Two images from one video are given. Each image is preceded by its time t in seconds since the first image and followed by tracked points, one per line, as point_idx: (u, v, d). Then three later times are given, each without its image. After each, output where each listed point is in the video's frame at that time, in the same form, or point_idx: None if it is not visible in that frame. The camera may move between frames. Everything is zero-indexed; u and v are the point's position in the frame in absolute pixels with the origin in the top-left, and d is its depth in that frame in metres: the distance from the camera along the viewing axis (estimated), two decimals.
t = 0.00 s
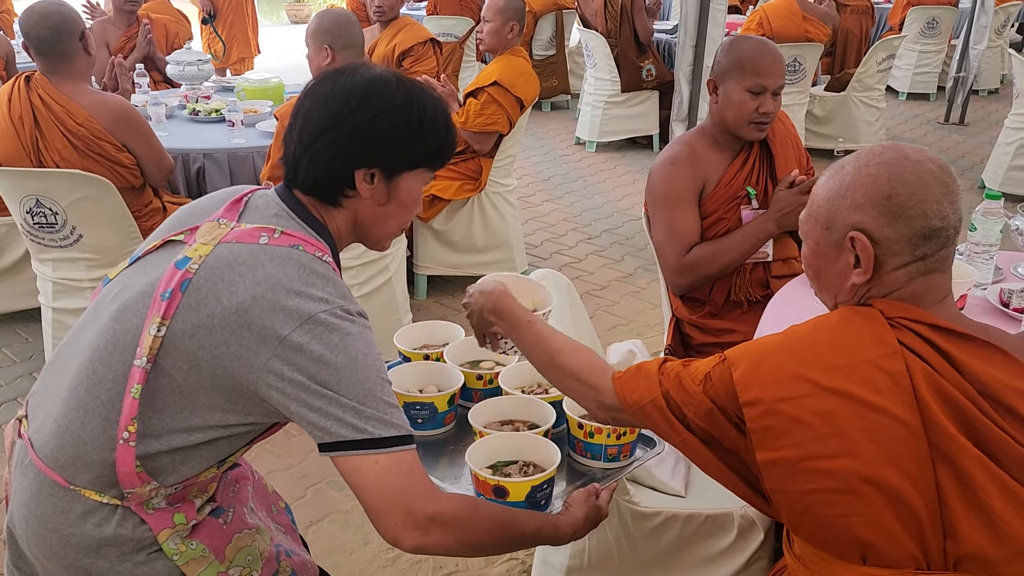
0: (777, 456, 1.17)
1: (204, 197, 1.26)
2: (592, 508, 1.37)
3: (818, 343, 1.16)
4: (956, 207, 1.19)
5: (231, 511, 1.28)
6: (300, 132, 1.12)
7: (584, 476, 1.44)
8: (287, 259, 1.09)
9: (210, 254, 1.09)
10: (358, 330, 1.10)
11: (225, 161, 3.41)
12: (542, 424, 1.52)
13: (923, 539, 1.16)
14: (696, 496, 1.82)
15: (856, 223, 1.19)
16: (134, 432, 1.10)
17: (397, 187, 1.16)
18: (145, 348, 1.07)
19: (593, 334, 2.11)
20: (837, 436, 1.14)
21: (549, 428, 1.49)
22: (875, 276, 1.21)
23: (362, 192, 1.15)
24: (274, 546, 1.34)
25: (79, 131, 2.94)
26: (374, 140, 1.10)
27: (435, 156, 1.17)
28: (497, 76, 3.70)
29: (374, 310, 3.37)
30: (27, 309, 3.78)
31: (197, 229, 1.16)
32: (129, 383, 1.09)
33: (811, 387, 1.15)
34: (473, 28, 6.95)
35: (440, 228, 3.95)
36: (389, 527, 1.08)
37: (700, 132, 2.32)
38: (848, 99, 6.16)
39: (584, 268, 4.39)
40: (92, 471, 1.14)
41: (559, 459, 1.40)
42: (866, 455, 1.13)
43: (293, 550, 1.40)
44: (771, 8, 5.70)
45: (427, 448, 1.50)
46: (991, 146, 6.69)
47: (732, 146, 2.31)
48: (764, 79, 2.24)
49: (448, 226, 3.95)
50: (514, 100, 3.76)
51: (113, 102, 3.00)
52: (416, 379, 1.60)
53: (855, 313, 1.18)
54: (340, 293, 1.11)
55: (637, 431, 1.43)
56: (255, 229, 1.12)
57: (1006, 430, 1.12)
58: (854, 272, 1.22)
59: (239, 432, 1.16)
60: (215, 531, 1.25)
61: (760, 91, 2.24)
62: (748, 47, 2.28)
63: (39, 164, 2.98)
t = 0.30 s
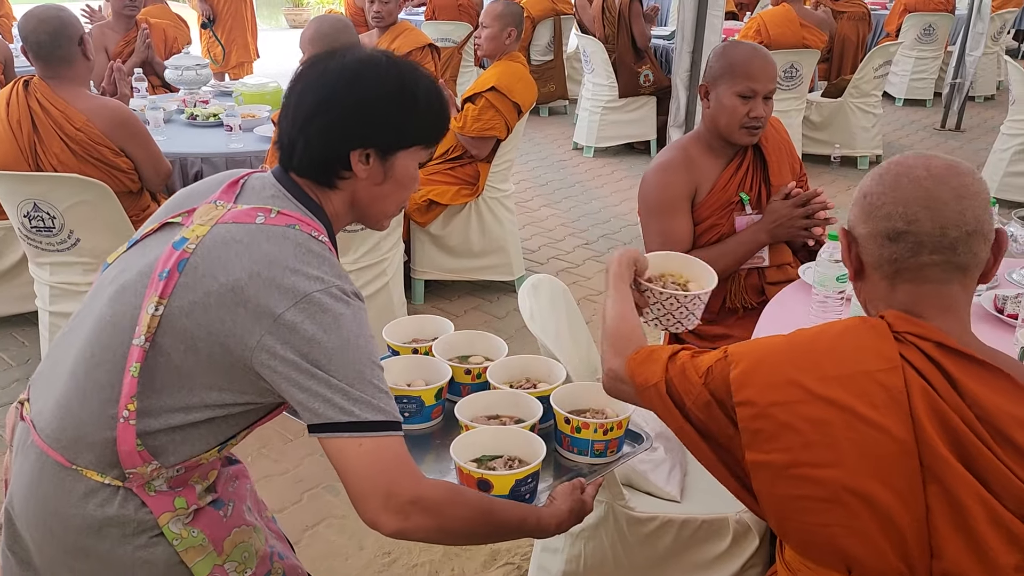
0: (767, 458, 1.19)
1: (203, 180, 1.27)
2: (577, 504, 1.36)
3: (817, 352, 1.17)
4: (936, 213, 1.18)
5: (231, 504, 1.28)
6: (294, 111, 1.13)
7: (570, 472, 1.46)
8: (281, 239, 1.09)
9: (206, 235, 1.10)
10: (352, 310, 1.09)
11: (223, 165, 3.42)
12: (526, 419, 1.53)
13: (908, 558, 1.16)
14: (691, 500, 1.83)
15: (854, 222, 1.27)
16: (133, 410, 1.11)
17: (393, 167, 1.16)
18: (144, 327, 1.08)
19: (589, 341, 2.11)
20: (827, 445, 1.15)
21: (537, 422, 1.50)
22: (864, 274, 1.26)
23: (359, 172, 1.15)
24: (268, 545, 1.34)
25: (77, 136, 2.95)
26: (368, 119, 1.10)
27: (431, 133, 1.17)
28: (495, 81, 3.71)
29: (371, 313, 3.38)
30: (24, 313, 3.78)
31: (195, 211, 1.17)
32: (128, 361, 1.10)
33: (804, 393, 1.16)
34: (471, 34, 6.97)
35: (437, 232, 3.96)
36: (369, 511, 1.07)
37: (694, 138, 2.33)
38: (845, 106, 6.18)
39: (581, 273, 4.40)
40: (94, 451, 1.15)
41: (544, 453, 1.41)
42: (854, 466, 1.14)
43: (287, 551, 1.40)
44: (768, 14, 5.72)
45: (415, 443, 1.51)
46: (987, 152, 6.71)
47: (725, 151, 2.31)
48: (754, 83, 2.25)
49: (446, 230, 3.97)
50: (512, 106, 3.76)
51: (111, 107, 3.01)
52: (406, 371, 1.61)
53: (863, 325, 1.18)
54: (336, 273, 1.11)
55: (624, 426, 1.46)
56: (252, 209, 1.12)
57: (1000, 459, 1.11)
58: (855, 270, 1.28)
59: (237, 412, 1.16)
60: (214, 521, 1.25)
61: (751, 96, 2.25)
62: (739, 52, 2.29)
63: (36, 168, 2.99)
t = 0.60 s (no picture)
0: (759, 453, 1.21)
1: (201, 164, 1.28)
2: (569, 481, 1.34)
3: (816, 353, 1.19)
4: (957, 222, 1.17)
5: (233, 491, 1.28)
6: (284, 91, 1.14)
7: (564, 453, 1.47)
8: (274, 215, 1.09)
9: (202, 214, 1.11)
10: (344, 285, 1.08)
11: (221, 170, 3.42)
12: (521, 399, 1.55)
13: (896, 562, 1.17)
14: (689, 506, 1.84)
15: (881, 229, 1.27)
16: (134, 386, 1.12)
17: (385, 143, 1.15)
18: (142, 305, 1.09)
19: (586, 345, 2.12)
20: (815, 445, 1.17)
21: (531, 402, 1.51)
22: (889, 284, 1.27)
23: (351, 148, 1.15)
24: (267, 538, 1.34)
25: (76, 141, 2.95)
26: (354, 95, 1.10)
27: (424, 109, 1.17)
28: (494, 87, 3.71)
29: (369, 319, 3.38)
30: (22, 318, 3.78)
31: (191, 192, 1.18)
32: (129, 339, 1.11)
33: (798, 392, 1.17)
34: (471, 39, 6.99)
35: (436, 238, 3.97)
36: (357, 483, 1.05)
37: (687, 145, 2.34)
38: (842, 112, 6.20)
39: (580, 279, 4.40)
40: (99, 428, 1.17)
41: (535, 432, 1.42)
42: (842, 469, 1.15)
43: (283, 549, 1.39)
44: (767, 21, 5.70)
45: (409, 423, 1.52)
46: (985, 158, 6.72)
47: (719, 157, 2.32)
48: (743, 89, 2.26)
49: (444, 236, 3.97)
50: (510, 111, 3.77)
51: (110, 112, 3.00)
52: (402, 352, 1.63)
53: (869, 333, 1.18)
54: (329, 248, 1.11)
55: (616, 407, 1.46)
56: (245, 186, 1.13)
57: (992, 479, 1.10)
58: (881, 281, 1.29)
59: (236, 389, 1.16)
60: (218, 506, 1.25)
61: (740, 103, 2.26)
62: (729, 59, 2.30)
63: (35, 173, 3.01)
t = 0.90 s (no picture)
0: (763, 451, 1.22)
1: (191, 142, 1.31)
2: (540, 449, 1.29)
3: (824, 354, 1.20)
4: (973, 227, 1.19)
5: (263, 466, 1.33)
6: (264, 60, 1.14)
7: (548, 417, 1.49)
8: (257, 180, 1.10)
9: (193, 190, 1.13)
10: (327, 246, 1.07)
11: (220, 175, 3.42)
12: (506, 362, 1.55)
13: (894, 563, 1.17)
14: (688, 511, 1.83)
15: (893, 237, 1.29)
16: (156, 363, 1.16)
17: (369, 102, 1.15)
18: (148, 286, 1.13)
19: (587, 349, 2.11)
20: (818, 446, 1.18)
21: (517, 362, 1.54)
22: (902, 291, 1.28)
23: (335, 111, 1.15)
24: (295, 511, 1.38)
25: (75, 146, 2.96)
26: (330, 56, 1.10)
27: (404, 63, 1.15)
28: (492, 92, 3.72)
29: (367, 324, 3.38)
30: (20, 323, 3.77)
31: (184, 171, 1.21)
32: (142, 319, 1.15)
33: (804, 393, 1.19)
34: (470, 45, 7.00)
35: (435, 242, 3.97)
36: (321, 437, 1.02)
37: (687, 149, 2.34)
38: (841, 116, 6.21)
39: (579, 283, 4.40)
40: (132, 409, 1.21)
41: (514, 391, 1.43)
42: (844, 469, 1.16)
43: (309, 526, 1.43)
44: (765, 27, 5.73)
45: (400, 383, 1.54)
46: (984, 163, 6.72)
47: (718, 162, 2.32)
48: (743, 94, 2.28)
49: (443, 240, 3.97)
50: (509, 116, 3.78)
51: (109, 118, 3.01)
52: (398, 313, 1.67)
53: (880, 338, 1.19)
54: (313, 210, 1.10)
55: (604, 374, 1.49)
56: (230, 158, 1.15)
57: (997, 491, 1.09)
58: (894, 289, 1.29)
59: (249, 354, 1.20)
60: (252, 478, 1.30)
61: (741, 108, 2.27)
62: (729, 66, 2.32)
63: (34, 178, 3.01)
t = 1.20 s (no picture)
0: (752, 446, 1.24)
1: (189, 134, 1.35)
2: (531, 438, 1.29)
3: (813, 353, 1.22)
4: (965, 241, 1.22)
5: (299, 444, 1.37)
6: (242, 42, 1.15)
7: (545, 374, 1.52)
8: (248, 164, 1.12)
9: (191, 183, 1.15)
10: (318, 222, 1.07)
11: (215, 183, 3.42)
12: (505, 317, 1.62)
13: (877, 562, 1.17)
14: (682, 519, 1.83)
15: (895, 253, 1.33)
16: (189, 354, 1.20)
17: (349, 73, 1.16)
18: (164, 282, 1.16)
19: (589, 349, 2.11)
20: (803, 442, 1.19)
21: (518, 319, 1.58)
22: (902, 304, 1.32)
23: (315, 86, 1.16)
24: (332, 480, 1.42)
25: (71, 155, 2.95)
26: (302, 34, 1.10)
27: (380, 32, 1.14)
28: (488, 100, 3.73)
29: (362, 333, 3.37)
30: (15, 331, 3.76)
31: (182, 165, 1.24)
32: (166, 316, 1.18)
33: (790, 389, 1.21)
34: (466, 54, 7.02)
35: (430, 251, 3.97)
36: (304, 412, 1.02)
37: (681, 158, 2.35)
38: (837, 125, 6.23)
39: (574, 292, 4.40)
40: (171, 400, 1.24)
41: (509, 344, 1.47)
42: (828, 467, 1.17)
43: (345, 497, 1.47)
44: (760, 36, 5.74)
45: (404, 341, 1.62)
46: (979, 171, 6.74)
47: (712, 170, 2.33)
48: (736, 101, 2.29)
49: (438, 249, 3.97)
50: (504, 124, 3.79)
51: (106, 127, 3.01)
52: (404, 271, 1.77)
53: (865, 338, 1.21)
54: (305, 189, 1.11)
55: (600, 332, 1.51)
56: (222, 147, 1.16)
57: (972, 488, 1.10)
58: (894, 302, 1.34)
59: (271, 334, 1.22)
60: (292, 455, 1.34)
61: (735, 116, 2.28)
62: (722, 73, 2.33)
63: (30, 187, 3.00)
